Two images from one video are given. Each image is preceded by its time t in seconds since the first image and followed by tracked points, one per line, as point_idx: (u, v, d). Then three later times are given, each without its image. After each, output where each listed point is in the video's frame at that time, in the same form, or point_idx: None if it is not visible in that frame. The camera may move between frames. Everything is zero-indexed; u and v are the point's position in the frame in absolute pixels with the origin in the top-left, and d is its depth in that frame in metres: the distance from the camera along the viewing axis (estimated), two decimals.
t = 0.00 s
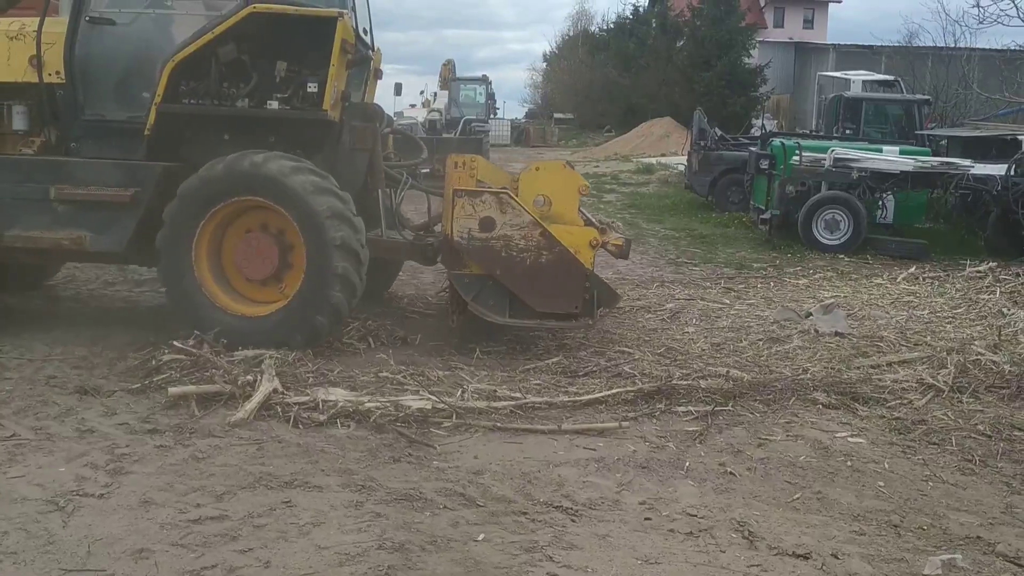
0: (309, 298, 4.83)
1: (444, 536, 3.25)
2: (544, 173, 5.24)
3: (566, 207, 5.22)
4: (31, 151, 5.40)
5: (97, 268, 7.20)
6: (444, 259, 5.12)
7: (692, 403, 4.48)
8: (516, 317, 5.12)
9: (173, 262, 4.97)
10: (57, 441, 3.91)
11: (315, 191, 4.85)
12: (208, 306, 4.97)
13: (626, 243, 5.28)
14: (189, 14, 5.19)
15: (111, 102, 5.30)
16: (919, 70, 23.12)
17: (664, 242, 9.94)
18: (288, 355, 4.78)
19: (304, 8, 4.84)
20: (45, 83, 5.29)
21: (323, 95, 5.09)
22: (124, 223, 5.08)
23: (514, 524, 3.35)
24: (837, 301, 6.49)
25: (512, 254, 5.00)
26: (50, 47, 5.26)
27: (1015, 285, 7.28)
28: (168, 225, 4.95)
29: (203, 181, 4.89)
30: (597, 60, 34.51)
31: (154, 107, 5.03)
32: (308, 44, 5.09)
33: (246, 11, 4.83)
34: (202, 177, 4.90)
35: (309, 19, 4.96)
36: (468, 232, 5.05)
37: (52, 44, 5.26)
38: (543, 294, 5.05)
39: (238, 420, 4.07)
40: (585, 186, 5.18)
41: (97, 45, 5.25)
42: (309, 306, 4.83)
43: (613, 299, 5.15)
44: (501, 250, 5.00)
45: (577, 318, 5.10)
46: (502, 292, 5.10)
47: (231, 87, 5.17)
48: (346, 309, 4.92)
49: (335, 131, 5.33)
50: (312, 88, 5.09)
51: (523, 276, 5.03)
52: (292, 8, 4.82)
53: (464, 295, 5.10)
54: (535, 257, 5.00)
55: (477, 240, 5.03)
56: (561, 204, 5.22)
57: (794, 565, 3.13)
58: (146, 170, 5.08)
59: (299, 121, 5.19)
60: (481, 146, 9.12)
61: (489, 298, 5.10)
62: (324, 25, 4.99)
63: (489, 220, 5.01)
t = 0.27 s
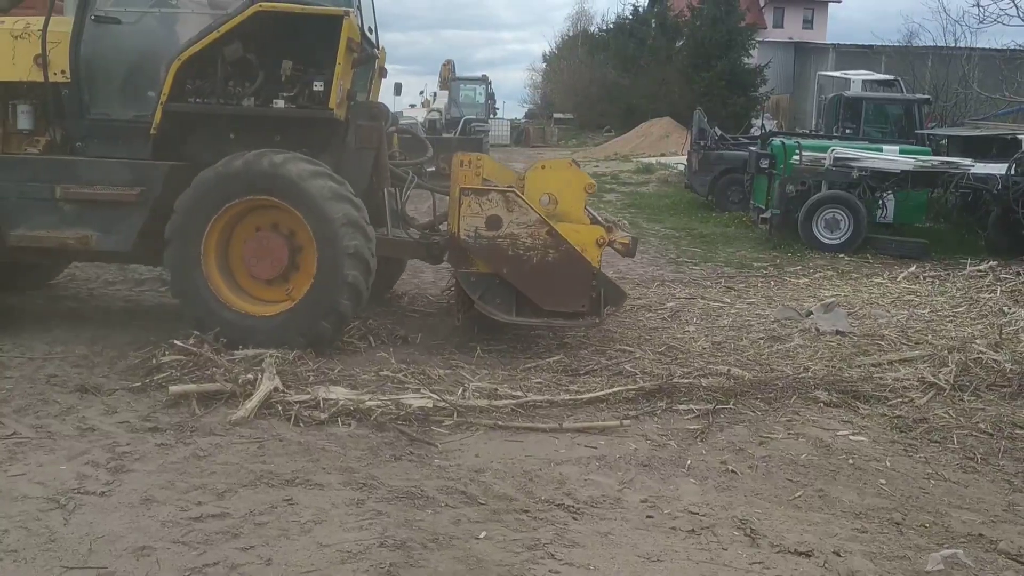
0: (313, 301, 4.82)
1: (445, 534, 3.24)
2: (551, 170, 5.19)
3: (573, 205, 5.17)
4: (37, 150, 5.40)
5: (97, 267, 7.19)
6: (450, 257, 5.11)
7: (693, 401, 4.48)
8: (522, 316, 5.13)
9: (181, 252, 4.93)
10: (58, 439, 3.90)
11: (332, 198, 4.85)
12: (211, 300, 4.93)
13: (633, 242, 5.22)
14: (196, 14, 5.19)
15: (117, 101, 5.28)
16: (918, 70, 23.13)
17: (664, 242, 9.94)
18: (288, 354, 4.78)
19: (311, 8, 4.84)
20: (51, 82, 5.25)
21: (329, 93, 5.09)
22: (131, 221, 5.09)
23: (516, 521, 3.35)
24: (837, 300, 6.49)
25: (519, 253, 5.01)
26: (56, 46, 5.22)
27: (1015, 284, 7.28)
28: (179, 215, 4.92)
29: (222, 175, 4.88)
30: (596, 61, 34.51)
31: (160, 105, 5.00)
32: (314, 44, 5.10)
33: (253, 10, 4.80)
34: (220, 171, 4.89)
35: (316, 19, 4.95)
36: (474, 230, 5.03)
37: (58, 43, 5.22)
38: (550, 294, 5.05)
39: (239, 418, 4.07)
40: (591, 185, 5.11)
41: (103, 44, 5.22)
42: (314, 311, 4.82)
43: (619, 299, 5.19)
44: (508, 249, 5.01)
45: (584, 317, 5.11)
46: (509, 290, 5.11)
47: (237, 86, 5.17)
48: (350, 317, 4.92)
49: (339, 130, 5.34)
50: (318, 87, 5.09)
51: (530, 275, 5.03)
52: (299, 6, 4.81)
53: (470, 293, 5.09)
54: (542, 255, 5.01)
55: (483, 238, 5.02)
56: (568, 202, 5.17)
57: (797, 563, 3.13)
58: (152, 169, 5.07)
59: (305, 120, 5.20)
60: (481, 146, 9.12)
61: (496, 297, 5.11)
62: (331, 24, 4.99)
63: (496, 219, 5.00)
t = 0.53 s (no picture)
0: (322, 310, 4.82)
1: (446, 535, 3.24)
2: (560, 170, 5.22)
3: (583, 204, 5.20)
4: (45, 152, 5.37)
5: (97, 268, 7.19)
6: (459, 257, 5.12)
7: (693, 401, 4.48)
8: (533, 317, 5.12)
9: (193, 243, 4.90)
10: (58, 440, 3.90)
11: (353, 211, 4.83)
12: (218, 295, 4.91)
13: (644, 242, 5.25)
14: (203, 15, 5.06)
15: (127, 102, 5.19)
16: (918, 71, 23.13)
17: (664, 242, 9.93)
18: (287, 355, 4.78)
19: (318, 7, 4.82)
20: (59, 83, 5.22)
21: (337, 94, 5.09)
22: (141, 224, 5.08)
23: (516, 522, 3.35)
24: (837, 301, 6.48)
25: (529, 253, 5.00)
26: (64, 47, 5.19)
27: (1015, 284, 7.28)
28: (196, 206, 4.89)
29: (245, 172, 4.86)
30: (596, 62, 34.51)
31: (168, 106, 5.01)
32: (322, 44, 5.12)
33: (260, 11, 4.80)
34: (242, 169, 4.87)
35: (323, 18, 4.96)
36: (483, 230, 5.03)
37: (66, 44, 5.18)
38: (561, 295, 5.03)
39: (239, 419, 4.07)
40: (599, 182, 5.13)
41: (111, 45, 5.14)
42: (320, 320, 4.83)
43: (631, 298, 5.13)
44: (517, 248, 5.00)
45: (595, 317, 5.08)
46: (519, 290, 5.11)
47: (246, 87, 5.20)
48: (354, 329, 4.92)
49: (348, 129, 5.34)
50: (327, 87, 5.08)
51: (540, 275, 5.02)
52: (306, 6, 4.80)
53: (480, 293, 5.11)
54: (552, 255, 5.00)
55: (492, 238, 5.02)
56: (578, 201, 5.20)
57: (797, 563, 3.12)
58: (160, 170, 5.04)
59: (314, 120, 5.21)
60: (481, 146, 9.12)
61: (506, 297, 5.11)
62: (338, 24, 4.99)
63: (505, 219, 4.99)
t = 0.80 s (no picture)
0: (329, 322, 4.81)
1: (444, 533, 3.24)
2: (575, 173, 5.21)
3: (595, 209, 5.19)
4: (58, 152, 5.39)
5: (96, 267, 7.19)
6: (474, 262, 5.07)
7: (692, 400, 4.47)
8: (547, 322, 5.09)
9: (210, 234, 4.85)
10: (56, 439, 3.89)
11: (375, 230, 4.79)
12: (228, 288, 4.89)
13: (658, 248, 5.24)
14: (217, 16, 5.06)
15: (139, 103, 5.20)
16: (917, 70, 23.13)
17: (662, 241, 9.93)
18: (286, 355, 4.77)
19: (332, 9, 4.78)
20: (72, 83, 5.24)
21: (351, 96, 5.03)
22: (154, 227, 5.04)
23: (515, 521, 3.35)
24: (836, 300, 6.48)
25: (544, 259, 4.96)
26: (76, 48, 5.21)
27: (1014, 283, 7.28)
28: (218, 197, 4.85)
29: (275, 174, 4.81)
30: (595, 61, 34.52)
31: (182, 109, 4.97)
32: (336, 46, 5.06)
33: (273, 12, 4.77)
34: (272, 169, 4.83)
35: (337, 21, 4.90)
36: (498, 235, 4.98)
37: (79, 44, 5.21)
38: (574, 301, 5.00)
39: (237, 418, 4.06)
40: (615, 189, 5.16)
41: (124, 46, 5.15)
42: (325, 332, 4.81)
43: (646, 305, 5.08)
44: (532, 254, 4.96)
45: (608, 324, 5.05)
46: (533, 295, 5.08)
47: (259, 88, 5.13)
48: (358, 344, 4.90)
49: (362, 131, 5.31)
50: (342, 89, 5.03)
51: (554, 281, 4.98)
52: (319, 9, 4.77)
53: (493, 298, 5.08)
54: (567, 262, 4.96)
55: (508, 244, 4.97)
56: (590, 205, 5.18)
57: (796, 562, 3.12)
58: (174, 172, 5.02)
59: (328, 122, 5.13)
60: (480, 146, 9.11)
61: (520, 302, 5.09)
62: (352, 26, 4.94)
63: (520, 224, 4.95)
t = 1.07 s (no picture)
0: (335, 329, 4.81)
1: (442, 531, 3.24)
2: (589, 173, 5.17)
3: (608, 208, 5.16)
4: (69, 152, 5.35)
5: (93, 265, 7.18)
6: (487, 263, 5.04)
7: (690, 398, 4.47)
8: (561, 322, 5.07)
9: (231, 221, 4.82)
10: (53, 438, 3.89)
11: (398, 247, 4.80)
12: (239, 278, 4.86)
13: (672, 249, 5.23)
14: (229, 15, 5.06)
15: (150, 103, 5.19)
16: (914, 67, 23.13)
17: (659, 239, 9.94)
18: (283, 354, 4.76)
19: (345, 8, 4.77)
20: (83, 83, 5.22)
21: (364, 96, 5.02)
22: (165, 227, 5.02)
23: (513, 519, 3.35)
24: (833, 297, 6.49)
25: (558, 260, 4.95)
26: (88, 48, 5.18)
27: (1011, 280, 7.29)
28: (245, 187, 4.82)
29: (307, 175, 4.80)
30: (592, 59, 34.50)
31: (194, 109, 4.96)
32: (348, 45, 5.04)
33: (285, 11, 4.75)
34: (304, 170, 4.82)
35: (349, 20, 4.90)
36: (511, 237, 4.98)
37: (90, 44, 5.18)
38: (588, 303, 4.99)
39: (235, 417, 4.06)
40: (628, 187, 5.11)
41: (135, 45, 5.14)
42: (330, 341, 4.81)
43: (659, 306, 5.08)
44: (546, 256, 4.95)
45: (622, 324, 5.05)
46: (546, 297, 5.06)
47: (271, 88, 5.10)
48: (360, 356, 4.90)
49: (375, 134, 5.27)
50: (353, 89, 5.02)
51: (568, 283, 4.97)
52: (333, 9, 4.76)
53: (507, 299, 5.06)
54: (581, 263, 4.95)
55: (522, 245, 4.96)
56: (603, 205, 5.16)
57: (794, 559, 3.12)
58: (185, 173, 4.99)
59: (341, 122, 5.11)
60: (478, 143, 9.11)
61: (533, 303, 5.06)
62: (364, 25, 4.93)
63: (534, 225, 4.95)
